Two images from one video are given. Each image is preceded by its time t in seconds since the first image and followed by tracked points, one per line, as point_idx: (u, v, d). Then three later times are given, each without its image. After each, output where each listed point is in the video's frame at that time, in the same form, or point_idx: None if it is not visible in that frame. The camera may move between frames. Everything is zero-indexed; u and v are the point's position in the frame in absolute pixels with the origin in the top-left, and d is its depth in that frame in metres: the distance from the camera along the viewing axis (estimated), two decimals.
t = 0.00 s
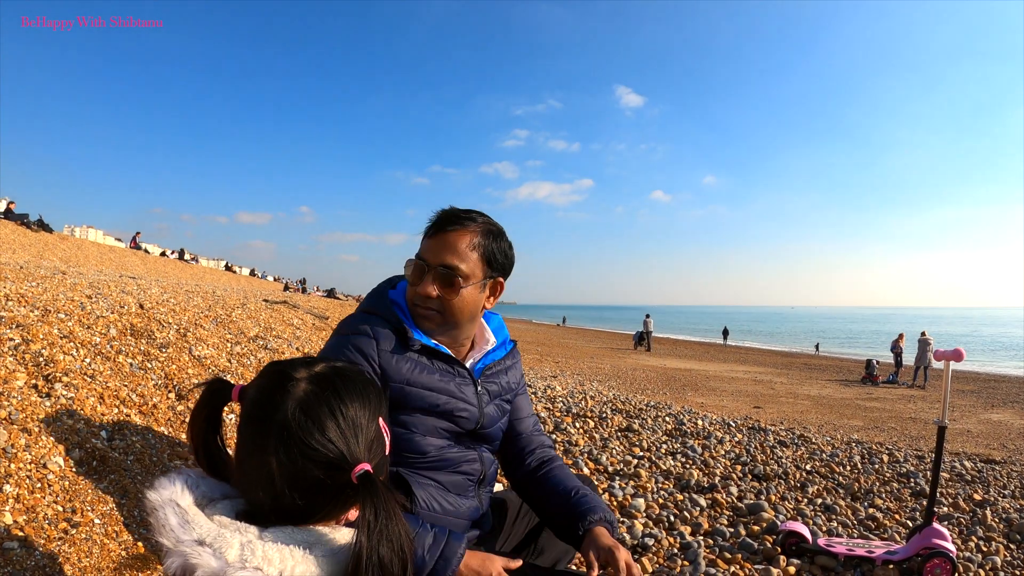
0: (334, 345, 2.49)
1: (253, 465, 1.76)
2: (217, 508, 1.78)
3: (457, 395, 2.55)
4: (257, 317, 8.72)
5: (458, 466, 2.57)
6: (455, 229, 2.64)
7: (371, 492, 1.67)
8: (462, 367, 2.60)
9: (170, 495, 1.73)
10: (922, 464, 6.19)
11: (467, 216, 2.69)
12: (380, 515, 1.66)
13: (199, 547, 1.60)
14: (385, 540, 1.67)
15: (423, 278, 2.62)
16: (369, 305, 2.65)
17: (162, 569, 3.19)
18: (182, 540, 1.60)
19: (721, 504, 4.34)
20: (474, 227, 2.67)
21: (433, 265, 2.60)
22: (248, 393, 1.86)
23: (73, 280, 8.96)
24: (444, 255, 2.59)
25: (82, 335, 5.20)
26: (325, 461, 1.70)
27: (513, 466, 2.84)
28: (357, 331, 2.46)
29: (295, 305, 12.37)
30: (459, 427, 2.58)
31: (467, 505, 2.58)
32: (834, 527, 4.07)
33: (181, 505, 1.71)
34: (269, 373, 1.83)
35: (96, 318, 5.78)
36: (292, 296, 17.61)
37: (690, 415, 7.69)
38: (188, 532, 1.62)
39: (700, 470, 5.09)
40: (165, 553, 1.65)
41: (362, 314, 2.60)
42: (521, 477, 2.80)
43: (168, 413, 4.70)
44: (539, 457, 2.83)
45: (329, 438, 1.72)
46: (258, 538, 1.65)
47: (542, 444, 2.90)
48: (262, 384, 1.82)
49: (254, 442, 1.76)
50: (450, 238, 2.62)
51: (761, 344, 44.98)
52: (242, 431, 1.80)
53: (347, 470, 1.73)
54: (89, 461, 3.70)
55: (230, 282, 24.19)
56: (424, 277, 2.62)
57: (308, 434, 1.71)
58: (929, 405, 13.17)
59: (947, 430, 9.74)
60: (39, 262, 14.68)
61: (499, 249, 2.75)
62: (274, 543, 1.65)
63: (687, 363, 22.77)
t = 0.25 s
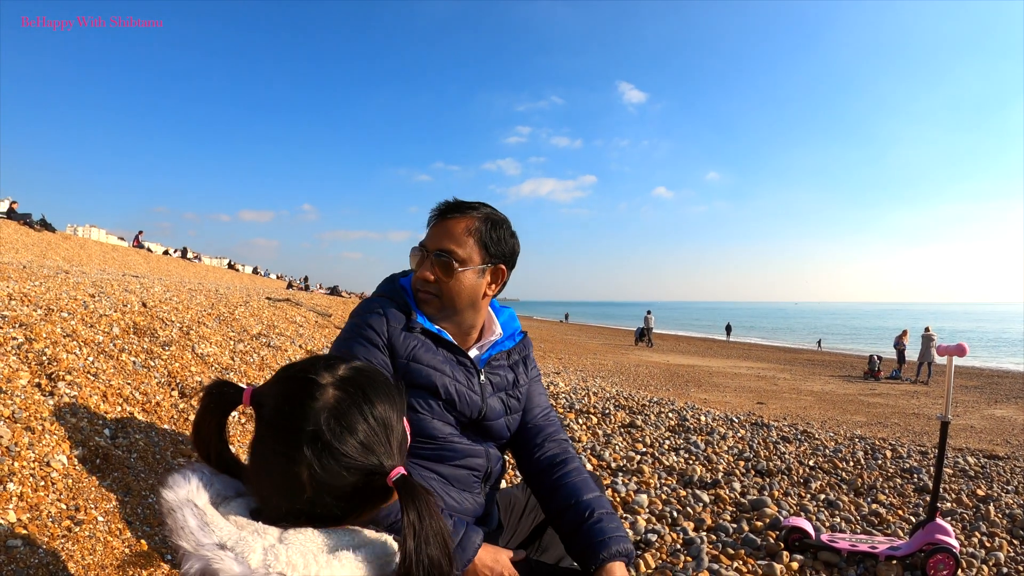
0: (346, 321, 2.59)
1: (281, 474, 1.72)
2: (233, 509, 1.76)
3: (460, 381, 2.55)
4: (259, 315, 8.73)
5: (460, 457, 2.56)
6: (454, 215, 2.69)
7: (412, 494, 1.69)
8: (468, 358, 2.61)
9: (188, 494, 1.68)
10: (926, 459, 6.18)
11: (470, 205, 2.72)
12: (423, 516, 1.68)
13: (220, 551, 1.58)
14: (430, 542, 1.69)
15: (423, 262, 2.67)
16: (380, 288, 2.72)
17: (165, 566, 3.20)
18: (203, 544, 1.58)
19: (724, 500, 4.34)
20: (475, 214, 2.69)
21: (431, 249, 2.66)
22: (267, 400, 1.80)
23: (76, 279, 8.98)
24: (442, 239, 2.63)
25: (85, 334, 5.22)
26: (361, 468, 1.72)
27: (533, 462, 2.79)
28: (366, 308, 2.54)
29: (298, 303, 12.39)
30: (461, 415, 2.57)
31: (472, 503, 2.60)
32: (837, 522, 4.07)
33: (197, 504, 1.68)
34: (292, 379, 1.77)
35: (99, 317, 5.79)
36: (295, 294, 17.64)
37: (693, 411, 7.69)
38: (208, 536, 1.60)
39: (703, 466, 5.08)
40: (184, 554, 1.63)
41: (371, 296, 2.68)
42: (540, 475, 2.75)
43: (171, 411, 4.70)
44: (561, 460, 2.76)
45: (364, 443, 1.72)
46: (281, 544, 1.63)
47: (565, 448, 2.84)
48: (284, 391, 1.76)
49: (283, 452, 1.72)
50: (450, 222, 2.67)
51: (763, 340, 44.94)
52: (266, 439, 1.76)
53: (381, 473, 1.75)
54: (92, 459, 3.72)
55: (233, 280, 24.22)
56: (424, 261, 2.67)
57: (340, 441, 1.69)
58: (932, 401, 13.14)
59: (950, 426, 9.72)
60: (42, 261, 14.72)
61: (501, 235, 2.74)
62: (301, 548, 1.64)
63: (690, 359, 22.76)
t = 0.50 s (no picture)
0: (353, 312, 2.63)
1: (318, 485, 1.67)
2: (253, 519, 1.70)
3: (463, 375, 2.55)
4: (261, 312, 8.73)
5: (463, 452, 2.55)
6: (456, 208, 2.69)
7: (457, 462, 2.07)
8: (473, 355, 2.60)
9: (204, 514, 1.60)
10: (929, 456, 6.16)
11: (472, 199, 2.71)
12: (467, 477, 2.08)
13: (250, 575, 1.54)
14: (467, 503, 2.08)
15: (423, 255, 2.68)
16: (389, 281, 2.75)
17: (167, 564, 3.21)
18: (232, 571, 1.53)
19: (727, 496, 4.33)
20: (476, 207, 2.67)
21: (431, 242, 2.66)
22: (285, 414, 1.68)
23: (78, 278, 9.00)
24: (441, 231, 2.63)
25: (87, 333, 5.22)
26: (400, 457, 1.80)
27: (541, 464, 2.77)
28: (372, 299, 2.58)
29: (300, 301, 12.39)
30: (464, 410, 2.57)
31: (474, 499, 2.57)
32: (840, 519, 4.06)
33: (217, 525, 1.60)
34: (316, 388, 1.68)
35: (101, 316, 5.79)
36: (297, 292, 17.64)
37: (696, 408, 7.67)
38: (236, 562, 1.54)
39: (706, 462, 5.07)
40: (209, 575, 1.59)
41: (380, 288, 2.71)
42: (549, 475, 2.73)
43: (173, 409, 4.70)
44: (570, 460, 2.75)
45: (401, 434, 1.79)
46: (311, 560, 1.60)
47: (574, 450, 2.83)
48: (307, 402, 1.67)
49: (319, 462, 1.66)
50: (450, 215, 2.66)
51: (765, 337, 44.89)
52: (294, 453, 1.66)
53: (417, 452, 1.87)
54: (94, 457, 3.72)
55: (235, 278, 24.24)
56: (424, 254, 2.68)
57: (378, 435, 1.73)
58: (935, 398, 13.11)
59: (953, 422, 9.70)
60: (44, 260, 14.74)
61: (503, 228, 2.70)
62: (334, 560, 1.62)
63: (692, 355, 22.75)
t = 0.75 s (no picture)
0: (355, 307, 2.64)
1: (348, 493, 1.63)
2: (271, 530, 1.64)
3: (466, 370, 2.56)
4: (264, 310, 8.75)
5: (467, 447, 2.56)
6: (452, 202, 2.70)
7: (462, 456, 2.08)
8: (473, 348, 2.60)
9: (219, 530, 1.54)
10: (932, 452, 6.16)
11: (469, 194, 2.71)
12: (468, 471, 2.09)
13: None
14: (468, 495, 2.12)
15: (422, 249, 2.70)
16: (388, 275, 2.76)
17: (170, 561, 3.22)
18: None
19: (730, 493, 4.33)
20: (473, 201, 2.67)
21: (429, 238, 2.68)
22: (305, 428, 1.61)
23: (82, 276, 9.03)
24: (439, 225, 2.65)
25: (90, 331, 5.23)
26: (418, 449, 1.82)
27: (544, 460, 2.77)
28: (374, 294, 2.58)
29: (303, 298, 12.42)
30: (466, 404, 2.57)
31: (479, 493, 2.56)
32: (842, 516, 4.06)
33: (236, 541, 1.53)
34: (336, 396, 1.63)
35: (104, 313, 5.81)
36: (300, 289, 17.68)
37: (699, 404, 7.68)
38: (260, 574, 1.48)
39: (708, 459, 5.07)
40: None
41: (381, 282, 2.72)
42: (551, 472, 2.73)
43: (177, 406, 4.71)
44: (573, 457, 2.75)
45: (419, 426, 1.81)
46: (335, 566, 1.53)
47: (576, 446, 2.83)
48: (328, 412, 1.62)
49: (348, 471, 1.62)
50: (448, 209, 2.67)
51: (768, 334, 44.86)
52: (321, 466, 1.61)
53: (432, 441, 1.89)
54: (98, 455, 3.74)
55: (238, 276, 24.28)
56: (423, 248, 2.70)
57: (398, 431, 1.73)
58: (938, 394, 13.10)
59: (956, 419, 9.68)
60: (47, 258, 14.79)
61: (501, 222, 2.69)
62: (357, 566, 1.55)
63: (695, 352, 22.74)
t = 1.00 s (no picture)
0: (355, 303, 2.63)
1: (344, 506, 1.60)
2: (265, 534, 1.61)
3: (467, 367, 2.55)
4: (266, 307, 8.75)
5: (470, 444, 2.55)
6: (453, 197, 2.70)
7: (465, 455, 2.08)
8: (473, 343, 2.59)
9: (211, 533, 1.50)
10: (935, 449, 6.16)
11: (470, 188, 2.71)
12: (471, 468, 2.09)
13: None
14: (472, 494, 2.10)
15: (422, 244, 2.69)
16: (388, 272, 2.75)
17: (172, 559, 3.22)
18: None
19: (733, 489, 4.33)
20: (474, 196, 2.68)
21: (430, 232, 2.67)
22: (300, 443, 1.57)
23: (83, 275, 9.04)
24: (440, 220, 2.65)
25: (92, 328, 5.24)
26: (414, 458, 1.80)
27: (545, 456, 2.77)
28: (375, 291, 2.58)
29: (305, 296, 12.43)
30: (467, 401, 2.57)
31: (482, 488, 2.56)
32: (845, 512, 4.06)
33: (229, 543, 1.50)
34: (332, 409, 1.59)
35: (106, 311, 5.81)
36: (302, 286, 17.69)
37: (701, 401, 7.68)
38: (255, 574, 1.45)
39: (711, 455, 5.07)
40: None
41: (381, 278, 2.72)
42: (552, 467, 2.73)
43: (178, 404, 4.72)
44: (574, 452, 2.75)
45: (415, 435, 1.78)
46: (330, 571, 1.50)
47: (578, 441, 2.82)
48: (322, 427, 1.57)
49: (345, 484, 1.59)
50: (449, 204, 2.67)
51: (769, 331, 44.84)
52: (317, 481, 1.57)
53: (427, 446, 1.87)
54: (99, 452, 3.74)
55: (239, 273, 24.31)
56: (423, 243, 2.69)
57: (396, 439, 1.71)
58: (941, 391, 13.09)
59: (959, 416, 9.68)
60: (49, 257, 14.80)
61: (502, 217, 2.70)
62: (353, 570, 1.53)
63: (697, 348, 22.75)
